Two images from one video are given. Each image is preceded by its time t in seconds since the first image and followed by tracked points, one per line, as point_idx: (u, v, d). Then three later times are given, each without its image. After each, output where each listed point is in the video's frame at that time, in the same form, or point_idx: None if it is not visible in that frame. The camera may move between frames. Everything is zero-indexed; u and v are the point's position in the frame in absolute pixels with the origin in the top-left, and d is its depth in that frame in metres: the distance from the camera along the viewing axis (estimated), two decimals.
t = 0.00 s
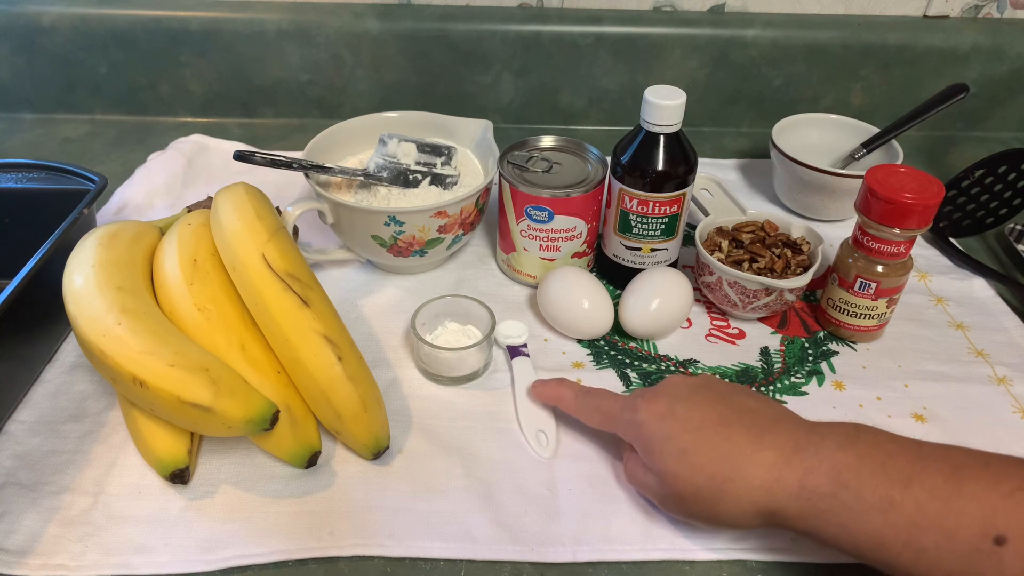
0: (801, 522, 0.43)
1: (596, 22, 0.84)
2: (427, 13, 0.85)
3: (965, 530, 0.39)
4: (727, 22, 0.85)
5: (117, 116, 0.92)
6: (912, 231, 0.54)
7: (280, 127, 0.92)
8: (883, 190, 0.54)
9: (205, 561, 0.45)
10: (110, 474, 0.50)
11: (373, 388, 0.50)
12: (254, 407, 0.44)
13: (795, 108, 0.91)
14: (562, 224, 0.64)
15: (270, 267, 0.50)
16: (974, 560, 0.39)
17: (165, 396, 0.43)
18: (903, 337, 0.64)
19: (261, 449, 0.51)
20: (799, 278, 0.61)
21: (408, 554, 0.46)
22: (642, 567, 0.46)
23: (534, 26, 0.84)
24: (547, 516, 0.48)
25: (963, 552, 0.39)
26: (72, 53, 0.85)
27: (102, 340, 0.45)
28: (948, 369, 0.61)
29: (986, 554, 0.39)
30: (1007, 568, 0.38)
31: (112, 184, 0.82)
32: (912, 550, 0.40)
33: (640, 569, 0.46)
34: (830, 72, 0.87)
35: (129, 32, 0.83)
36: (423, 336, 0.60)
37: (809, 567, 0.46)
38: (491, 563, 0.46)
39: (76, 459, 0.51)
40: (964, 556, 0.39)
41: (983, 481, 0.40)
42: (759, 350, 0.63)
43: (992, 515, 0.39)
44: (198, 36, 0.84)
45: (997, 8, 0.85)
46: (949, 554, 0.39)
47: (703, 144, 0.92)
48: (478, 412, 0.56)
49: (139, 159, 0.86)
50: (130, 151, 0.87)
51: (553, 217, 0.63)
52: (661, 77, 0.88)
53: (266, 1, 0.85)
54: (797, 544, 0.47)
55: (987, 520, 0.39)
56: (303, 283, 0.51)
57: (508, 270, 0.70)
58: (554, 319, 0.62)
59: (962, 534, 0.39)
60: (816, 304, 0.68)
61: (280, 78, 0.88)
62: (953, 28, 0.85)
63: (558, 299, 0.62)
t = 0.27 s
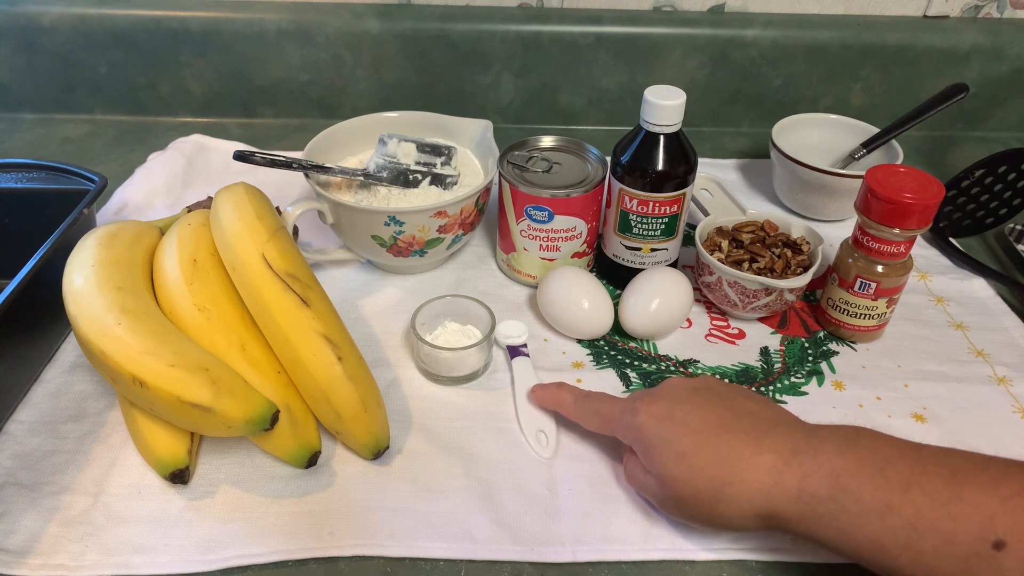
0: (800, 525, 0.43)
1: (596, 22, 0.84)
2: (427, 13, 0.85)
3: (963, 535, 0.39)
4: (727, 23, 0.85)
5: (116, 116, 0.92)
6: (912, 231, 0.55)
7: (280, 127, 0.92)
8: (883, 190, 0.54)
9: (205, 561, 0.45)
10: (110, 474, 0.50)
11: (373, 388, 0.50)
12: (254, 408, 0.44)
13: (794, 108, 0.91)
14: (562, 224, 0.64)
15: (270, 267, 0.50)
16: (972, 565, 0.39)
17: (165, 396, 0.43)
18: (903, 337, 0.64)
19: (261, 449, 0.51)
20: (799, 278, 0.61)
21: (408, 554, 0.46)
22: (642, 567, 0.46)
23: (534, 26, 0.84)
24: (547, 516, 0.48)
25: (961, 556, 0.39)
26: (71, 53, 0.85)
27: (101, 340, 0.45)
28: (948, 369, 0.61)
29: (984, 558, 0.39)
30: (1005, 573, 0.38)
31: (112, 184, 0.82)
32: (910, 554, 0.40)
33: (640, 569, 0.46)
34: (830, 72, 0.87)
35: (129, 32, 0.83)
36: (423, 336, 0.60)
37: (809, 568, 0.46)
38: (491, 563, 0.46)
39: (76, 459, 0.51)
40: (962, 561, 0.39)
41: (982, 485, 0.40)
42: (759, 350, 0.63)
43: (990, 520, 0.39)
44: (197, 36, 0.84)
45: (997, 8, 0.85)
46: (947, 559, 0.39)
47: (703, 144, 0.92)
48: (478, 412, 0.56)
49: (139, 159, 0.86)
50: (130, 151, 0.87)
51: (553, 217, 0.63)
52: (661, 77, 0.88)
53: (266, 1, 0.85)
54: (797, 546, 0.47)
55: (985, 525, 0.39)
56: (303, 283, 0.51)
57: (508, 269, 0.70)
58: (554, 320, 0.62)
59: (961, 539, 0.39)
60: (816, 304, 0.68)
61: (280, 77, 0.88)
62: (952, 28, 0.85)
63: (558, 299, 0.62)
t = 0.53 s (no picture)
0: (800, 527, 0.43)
1: (596, 22, 0.84)
2: (427, 13, 0.85)
3: (963, 538, 0.39)
4: (727, 23, 0.85)
5: (116, 116, 0.92)
6: (912, 231, 0.55)
7: (280, 127, 0.92)
8: (883, 190, 0.54)
9: (205, 561, 0.45)
10: (110, 474, 0.50)
11: (373, 388, 0.50)
12: (254, 407, 0.44)
13: (794, 108, 0.91)
14: (562, 224, 0.64)
15: (270, 267, 0.50)
16: (971, 568, 0.39)
17: (165, 396, 0.43)
18: (903, 337, 0.64)
19: (261, 449, 0.51)
20: (799, 278, 0.61)
21: (408, 554, 0.46)
22: (642, 567, 0.46)
23: (534, 26, 0.84)
24: (547, 516, 0.48)
25: (961, 560, 0.39)
26: (71, 53, 0.85)
27: (101, 341, 0.45)
28: (948, 369, 0.61)
29: (983, 562, 0.38)
30: None
31: (112, 184, 0.82)
32: (910, 557, 0.40)
33: (640, 569, 0.46)
34: (830, 72, 0.87)
35: (129, 32, 0.83)
36: (424, 336, 0.60)
37: (809, 568, 0.46)
38: (491, 563, 0.46)
39: (76, 459, 0.51)
40: (961, 565, 0.39)
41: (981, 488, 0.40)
42: (759, 350, 0.63)
43: (989, 523, 0.39)
44: (197, 36, 0.84)
45: (996, 8, 0.85)
46: (946, 562, 0.39)
47: (703, 144, 0.92)
48: (478, 412, 0.56)
49: (139, 159, 0.86)
50: (130, 151, 0.87)
51: (553, 217, 0.63)
52: (661, 77, 0.88)
53: (266, 1, 0.85)
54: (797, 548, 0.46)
55: (984, 528, 0.39)
56: (303, 283, 0.51)
57: (508, 269, 0.70)
58: (553, 320, 0.62)
59: (960, 543, 0.39)
60: (816, 304, 0.68)
61: (280, 77, 0.88)
62: (952, 28, 0.85)
63: (558, 299, 0.62)
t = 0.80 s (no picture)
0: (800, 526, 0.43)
1: (596, 22, 0.84)
2: (427, 13, 0.85)
3: (962, 538, 0.39)
4: (726, 23, 0.85)
5: (116, 116, 0.92)
6: (912, 231, 0.55)
7: (280, 127, 0.92)
8: (884, 190, 0.54)
9: (205, 560, 0.45)
10: (110, 474, 0.50)
11: (373, 388, 0.50)
12: (253, 408, 0.44)
13: (794, 108, 0.91)
14: (562, 224, 0.64)
15: (270, 267, 0.50)
16: (971, 568, 0.38)
17: (165, 396, 0.43)
18: (903, 337, 0.64)
19: (261, 449, 0.51)
20: (799, 278, 0.61)
21: (408, 554, 0.46)
22: (642, 567, 0.46)
23: (534, 26, 0.84)
24: (547, 516, 0.48)
25: (960, 559, 0.39)
26: (72, 53, 0.85)
27: (102, 341, 0.45)
28: (948, 369, 0.61)
29: (983, 561, 0.38)
30: None
31: (112, 184, 0.82)
32: (910, 556, 0.40)
33: (640, 569, 0.46)
34: (830, 72, 0.87)
35: (129, 32, 0.83)
36: (423, 336, 0.60)
37: (809, 568, 0.46)
38: (490, 562, 0.46)
39: (76, 459, 0.51)
40: (961, 564, 0.39)
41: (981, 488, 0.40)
42: (759, 350, 0.63)
43: (988, 522, 0.39)
44: (197, 36, 0.84)
45: (997, 8, 0.85)
46: (945, 561, 0.39)
47: (703, 144, 0.92)
48: (478, 412, 0.56)
49: (139, 159, 0.86)
50: (130, 151, 0.87)
51: (553, 218, 0.63)
52: (661, 77, 0.88)
53: (266, 1, 0.85)
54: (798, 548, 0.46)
55: (984, 528, 0.39)
56: (303, 283, 0.51)
57: (508, 270, 0.70)
58: (553, 320, 0.62)
59: (960, 543, 0.39)
60: (816, 304, 0.68)
61: (280, 77, 0.88)
62: (952, 28, 0.85)
63: (558, 299, 0.62)
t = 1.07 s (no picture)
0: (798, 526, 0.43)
1: (596, 22, 0.84)
2: (427, 13, 0.85)
3: (960, 539, 0.39)
4: (727, 23, 0.85)
5: (116, 116, 0.92)
6: (912, 231, 0.55)
7: (280, 127, 0.92)
8: (884, 190, 0.54)
9: (205, 560, 0.45)
10: (110, 474, 0.50)
11: (373, 388, 0.50)
12: (254, 408, 0.44)
13: (794, 108, 0.91)
14: (562, 224, 0.64)
15: (270, 267, 0.50)
16: (967, 568, 0.38)
17: (165, 396, 0.43)
18: (903, 337, 0.64)
19: (261, 449, 0.51)
20: (799, 278, 0.61)
21: (408, 553, 0.46)
22: (642, 568, 0.46)
23: (534, 26, 0.84)
24: (547, 516, 0.48)
25: (956, 560, 0.39)
26: (72, 53, 0.85)
27: (102, 341, 0.45)
28: (949, 369, 0.61)
29: (980, 561, 0.38)
30: None
31: (112, 184, 0.82)
32: (908, 556, 0.40)
33: (640, 570, 0.46)
34: (831, 72, 0.87)
35: (129, 32, 0.83)
36: (423, 336, 0.60)
37: (809, 568, 0.46)
38: (490, 562, 0.46)
39: (76, 459, 0.51)
40: (958, 564, 0.39)
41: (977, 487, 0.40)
42: (759, 350, 0.63)
43: (985, 523, 0.39)
44: (198, 36, 0.84)
45: (997, 8, 0.85)
46: (943, 562, 0.39)
47: (703, 144, 0.92)
48: (478, 412, 0.56)
49: (139, 159, 0.86)
50: (130, 151, 0.87)
51: (553, 218, 0.63)
52: (661, 77, 0.88)
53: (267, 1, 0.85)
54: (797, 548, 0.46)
55: (980, 528, 0.39)
56: (303, 283, 0.51)
57: (508, 269, 0.70)
58: (554, 320, 0.62)
59: (956, 543, 0.39)
60: (816, 304, 0.68)
61: (280, 78, 0.88)
62: (953, 28, 0.85)
63: (558, 299, 0.62)
